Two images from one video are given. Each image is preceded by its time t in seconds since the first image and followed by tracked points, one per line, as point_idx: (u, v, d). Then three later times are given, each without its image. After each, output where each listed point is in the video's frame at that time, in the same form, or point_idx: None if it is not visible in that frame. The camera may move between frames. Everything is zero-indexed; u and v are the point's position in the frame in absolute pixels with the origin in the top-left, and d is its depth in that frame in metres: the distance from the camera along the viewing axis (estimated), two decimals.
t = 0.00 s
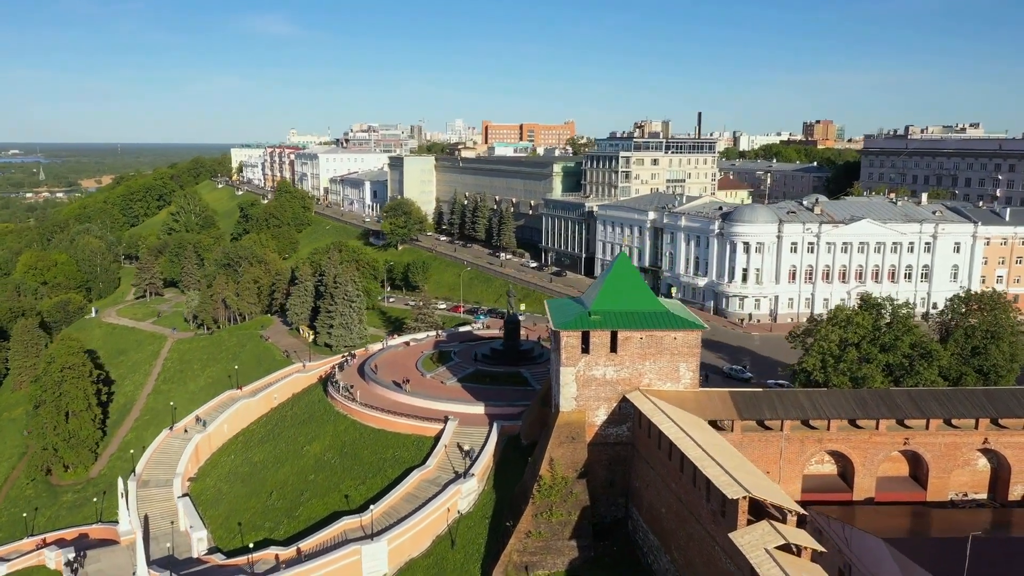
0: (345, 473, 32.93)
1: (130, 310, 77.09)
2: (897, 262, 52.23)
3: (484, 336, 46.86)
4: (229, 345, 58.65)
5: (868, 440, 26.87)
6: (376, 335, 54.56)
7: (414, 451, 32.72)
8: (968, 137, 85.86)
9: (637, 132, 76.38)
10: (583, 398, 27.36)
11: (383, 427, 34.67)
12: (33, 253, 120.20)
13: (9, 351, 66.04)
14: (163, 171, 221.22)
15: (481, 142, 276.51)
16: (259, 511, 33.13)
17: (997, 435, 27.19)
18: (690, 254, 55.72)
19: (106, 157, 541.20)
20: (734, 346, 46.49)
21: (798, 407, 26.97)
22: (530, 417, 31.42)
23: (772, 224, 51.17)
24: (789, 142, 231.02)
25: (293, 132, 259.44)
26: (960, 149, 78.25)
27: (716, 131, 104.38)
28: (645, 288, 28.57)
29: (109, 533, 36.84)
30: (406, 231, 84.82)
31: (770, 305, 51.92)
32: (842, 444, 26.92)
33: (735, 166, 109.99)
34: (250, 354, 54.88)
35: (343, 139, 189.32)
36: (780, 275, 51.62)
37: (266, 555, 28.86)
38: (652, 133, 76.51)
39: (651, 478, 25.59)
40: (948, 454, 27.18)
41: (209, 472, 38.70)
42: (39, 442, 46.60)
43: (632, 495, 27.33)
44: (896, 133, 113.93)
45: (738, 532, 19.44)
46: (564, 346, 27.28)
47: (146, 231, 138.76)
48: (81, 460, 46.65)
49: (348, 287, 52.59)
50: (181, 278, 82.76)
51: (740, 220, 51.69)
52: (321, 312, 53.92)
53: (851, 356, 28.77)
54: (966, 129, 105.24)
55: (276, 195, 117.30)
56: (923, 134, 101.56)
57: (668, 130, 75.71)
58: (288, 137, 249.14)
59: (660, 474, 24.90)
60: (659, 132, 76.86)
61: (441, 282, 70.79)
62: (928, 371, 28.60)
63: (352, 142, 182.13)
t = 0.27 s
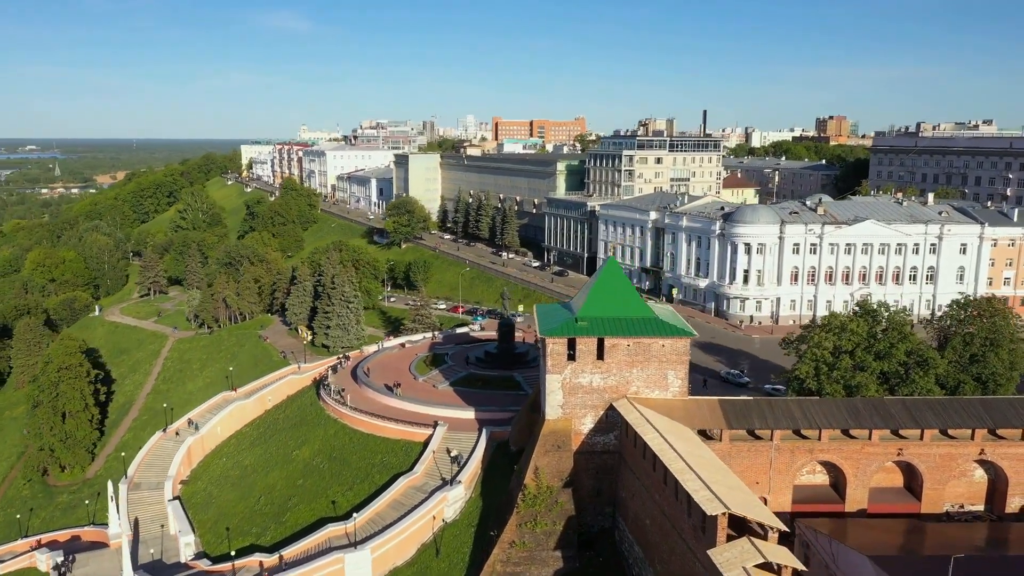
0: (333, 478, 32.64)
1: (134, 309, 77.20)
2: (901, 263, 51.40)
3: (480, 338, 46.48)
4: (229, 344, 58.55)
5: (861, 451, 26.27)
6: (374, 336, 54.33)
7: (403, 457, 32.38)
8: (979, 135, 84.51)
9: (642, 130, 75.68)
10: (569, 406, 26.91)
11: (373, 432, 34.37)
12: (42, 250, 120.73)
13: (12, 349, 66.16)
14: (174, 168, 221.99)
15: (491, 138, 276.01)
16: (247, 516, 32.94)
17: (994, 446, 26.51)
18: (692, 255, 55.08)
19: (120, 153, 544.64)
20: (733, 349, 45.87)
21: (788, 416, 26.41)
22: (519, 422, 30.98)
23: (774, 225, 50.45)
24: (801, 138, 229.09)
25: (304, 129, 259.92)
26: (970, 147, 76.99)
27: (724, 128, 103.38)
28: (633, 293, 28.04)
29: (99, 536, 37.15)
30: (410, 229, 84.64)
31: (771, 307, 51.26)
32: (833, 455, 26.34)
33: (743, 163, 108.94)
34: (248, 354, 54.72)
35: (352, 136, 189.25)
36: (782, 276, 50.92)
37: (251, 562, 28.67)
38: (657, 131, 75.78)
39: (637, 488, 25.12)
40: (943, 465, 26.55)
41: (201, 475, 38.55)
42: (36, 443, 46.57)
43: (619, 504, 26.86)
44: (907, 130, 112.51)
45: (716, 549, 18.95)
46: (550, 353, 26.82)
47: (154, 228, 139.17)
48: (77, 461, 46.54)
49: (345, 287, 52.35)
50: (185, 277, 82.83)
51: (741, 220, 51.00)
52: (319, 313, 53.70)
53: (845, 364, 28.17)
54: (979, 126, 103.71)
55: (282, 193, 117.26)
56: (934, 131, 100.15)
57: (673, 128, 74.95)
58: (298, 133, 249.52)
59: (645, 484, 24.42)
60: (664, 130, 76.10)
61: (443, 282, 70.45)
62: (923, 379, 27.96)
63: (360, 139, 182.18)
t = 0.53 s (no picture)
0: (322, 482, 32.41)
1: (138, 306, 77.38)
2: (907, 264, 50.53)
3: (477, 338, 46.13)
4: (229, 343, 58.50)
5: (853, 461, 25.71)
6: (374, 336, 54.09)
7: (392, 461, 32.09)
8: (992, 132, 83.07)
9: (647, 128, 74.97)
10: (556, 413, 26.52)
11: (363, 435, 34.12)
12: (53, 246, 121.27)
13: (16, 347, 66.38)
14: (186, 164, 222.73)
15: (502, 134, 275.31)
16: (236, 520, 32.80)
17: (991, 457, 25.87)
18: (694, 255, 54.44)
19: (136, 148, 548.70)
20: (734, 351, 45.26)
21: (779, 425, 25.88)
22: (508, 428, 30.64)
23: (777, 225, 49.73)
24: (815, 134, 226.86)
25: (316, 124, 260.31)
26: (982, 145, 75.71)
27: (732, 125, 102.36)
28: (623, 299, 27.61)
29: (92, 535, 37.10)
30: (414, 227, 84.41)
31: (774, 308, 50.58)
32: (825, 465, 25.78)
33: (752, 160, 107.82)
34: (247, 353, 54.61)
35: (362, 132, 189.23)
36: (785, 277, 50.20)
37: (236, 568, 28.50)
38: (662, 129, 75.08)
39: (623, 498, 24.70)
40: (939, 476, 25.92)
41: (195, 476, 38.46)
42: (35, 442, 46.66)
43: (606, 513, 26.44)
44: (920, 126, 110.93)
45: (695, 567, 18.49)
46: (537, 359, 26.41)
47: (164, 224, 139.56)
48: (75, 460, 46.59)
49: (343, 287, 52.14)
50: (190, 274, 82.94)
51: (743, 220, 50.30)
52: (317, 312, 53.51)
53: (840, 371, 27.57)
54: (993, 122, 102.12)
55: (289, 189, 117.23)
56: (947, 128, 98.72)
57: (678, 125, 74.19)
58: (309, 129, 249.81)
59: (630, 495, 23.98)
60: (670, 128, 75.37)
61: (445, 281, 70.11)
62: (919, 388, 27.33)
63: (370, 135, 182.16)
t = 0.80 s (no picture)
0: (313, 486, 32.22)
1: (143, 304, 77.57)
2: (912, 265, 49.78)
3: (475, 340, 45.83)
4: (230, 342, 58.49)
5: (847, 470, 25.23)
6: (374, 336, 53.88)
7: (384, 465, 31.83)
8: (1004, 129, 81.83)
9: (651, 125, 74.35)
10: (545, 419, 26.19)
11: (356, 438, 33.90)
12: (62, 243, 121.87)
13: (21, 344, 66.65)
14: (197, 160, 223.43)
15: (512, 130, 274.64)
16: (227, 523, 32.67)
17: (989, 467, 25.32)
18: (696, 255, 53.90)
19: (149, 144, 551.98)
20: (734, 353, 44.73)
21: (772, 432, 25.42)
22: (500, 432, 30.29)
23: (779, 225, 49.09)
24: (827, 130, 224.96)
25: (326, 120, 260.66)
26: (993, 142, 74.54)
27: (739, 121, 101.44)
28: (615, 305, 27.16)
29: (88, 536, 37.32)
30: (418, 225, 84.20)
31: (776, 309, 50.00)
32: (819, 474, 25.31)
33: (761, 157, 106.81)
34: (247, 352, 54.55)
35: (371, 129, 189.20)
36: (788, 278, 49.59)
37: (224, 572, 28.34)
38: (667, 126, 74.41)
39: (611, 506, 24.32)
40: (935, 485, 25.38)
41: (190, 478, 38.40)
42: (34, 441, 46.77)
43: (596, 521, 26.08)
44: (931, 123, 109.62)
45: None
46: (525, 365, 26.07)
47: (173, 220, 139.98)
48: (75, 459, 46.66)
49: (343, 286, 51.98)
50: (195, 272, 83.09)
51: (746, 220, 49.70)
52: (317, 312, 53.36)
53: (835, 378, 27.07)
54: (1006, 119, 100.74)
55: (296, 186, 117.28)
56: (959, 125, 97.39)
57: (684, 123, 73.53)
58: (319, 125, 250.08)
59: (618, 504, 23.61)
60: (675, 125, 74.70)
61: (448, 280, 69.87)
62: (916, 395, 26.79)
63: (379, 131, 182.22)
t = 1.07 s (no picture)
0: (304, 490, 32.02)
1: (149, 301, 77.81)
2: (919, 267, 48.92)
3: (473, 341, 45.49)
4: (232, 340, 58.49)
5: (840, 481, 24.69)
6: (373, 336, 53.67)
7: (374, 469, 31.57)
8: (1018, 125, 80.42)
9: (657, 123, 73.67)
10: (533, 427, 25.81)
11: (348, 441, 33.68)
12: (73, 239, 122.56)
13: (27, 341, 67.01)
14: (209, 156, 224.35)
15: (524, 125, 273.72)
16: (218, 526, 32.57)
17: (987, 479, 24.70)
18: (699, 255, 53.26)
19: (165, 139, 555.21)
20: (735, 356, 44.14)
21: (763, 442, 24.91)
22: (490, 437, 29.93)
23: (783, 225, 48.37)
24: (841, 125, 222.59)
25: (339, 115, 260.63)
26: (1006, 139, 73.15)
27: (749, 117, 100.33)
28: (605, 309, 26.71)
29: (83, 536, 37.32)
30: (424, 222, 83.88)
31: (780, 311, 49.34)
32: (811, 485, 24.79)
33: (771, 153, 105.66)
34: (248, 351, 54.50)
35: (381, 125, 189.14)
36: (791, 279, 48.92)
37: None
38: (674, 124, 73.70)
39: (597, 516, 23.92)
40: (931, 497, 24.80)
41: (185, 479, 38.34)
42: (35, 440, 46.95)
43: (584, 530, 25.68)
44: (945, 120, 108.01)
45: None
46: (512, 371, 25.68)
47: (184, 216, 140.53)
48: (75, 458, 46.79)
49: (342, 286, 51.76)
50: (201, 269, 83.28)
51: (749, 221, 48.97)
52: (316, 311, 53.20)
53: (830, 386, 26.52)
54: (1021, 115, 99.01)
55: (304, 183, 117.37)
56: (973, 121, 95.80)
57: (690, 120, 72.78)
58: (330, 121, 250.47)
59: (603, 514, 23.20)
60: (681, 123, 73.98)
61: (452, 278, 69.57)
62: (913, 404, 26.18)
63: (389, 127, 182.10)
